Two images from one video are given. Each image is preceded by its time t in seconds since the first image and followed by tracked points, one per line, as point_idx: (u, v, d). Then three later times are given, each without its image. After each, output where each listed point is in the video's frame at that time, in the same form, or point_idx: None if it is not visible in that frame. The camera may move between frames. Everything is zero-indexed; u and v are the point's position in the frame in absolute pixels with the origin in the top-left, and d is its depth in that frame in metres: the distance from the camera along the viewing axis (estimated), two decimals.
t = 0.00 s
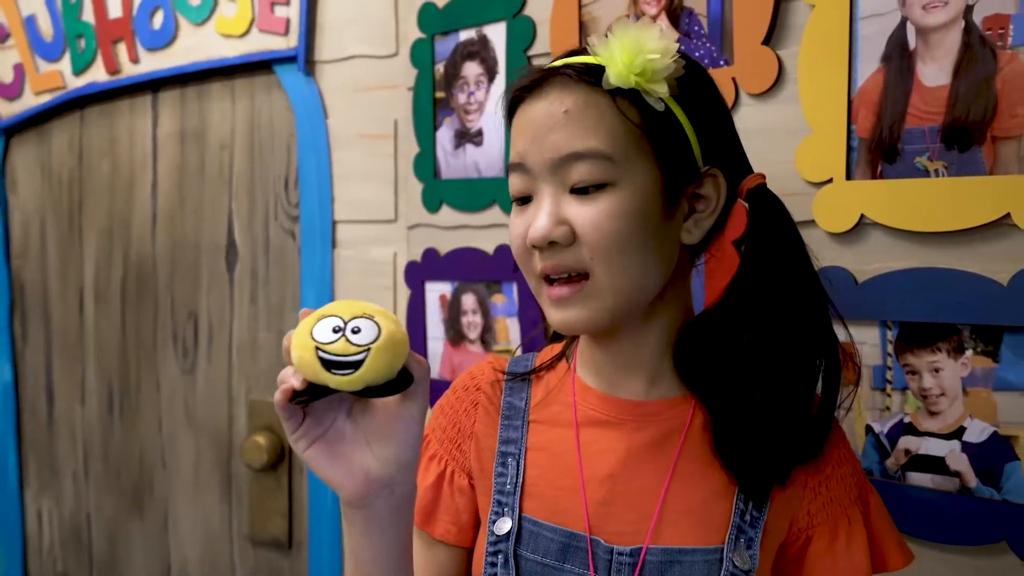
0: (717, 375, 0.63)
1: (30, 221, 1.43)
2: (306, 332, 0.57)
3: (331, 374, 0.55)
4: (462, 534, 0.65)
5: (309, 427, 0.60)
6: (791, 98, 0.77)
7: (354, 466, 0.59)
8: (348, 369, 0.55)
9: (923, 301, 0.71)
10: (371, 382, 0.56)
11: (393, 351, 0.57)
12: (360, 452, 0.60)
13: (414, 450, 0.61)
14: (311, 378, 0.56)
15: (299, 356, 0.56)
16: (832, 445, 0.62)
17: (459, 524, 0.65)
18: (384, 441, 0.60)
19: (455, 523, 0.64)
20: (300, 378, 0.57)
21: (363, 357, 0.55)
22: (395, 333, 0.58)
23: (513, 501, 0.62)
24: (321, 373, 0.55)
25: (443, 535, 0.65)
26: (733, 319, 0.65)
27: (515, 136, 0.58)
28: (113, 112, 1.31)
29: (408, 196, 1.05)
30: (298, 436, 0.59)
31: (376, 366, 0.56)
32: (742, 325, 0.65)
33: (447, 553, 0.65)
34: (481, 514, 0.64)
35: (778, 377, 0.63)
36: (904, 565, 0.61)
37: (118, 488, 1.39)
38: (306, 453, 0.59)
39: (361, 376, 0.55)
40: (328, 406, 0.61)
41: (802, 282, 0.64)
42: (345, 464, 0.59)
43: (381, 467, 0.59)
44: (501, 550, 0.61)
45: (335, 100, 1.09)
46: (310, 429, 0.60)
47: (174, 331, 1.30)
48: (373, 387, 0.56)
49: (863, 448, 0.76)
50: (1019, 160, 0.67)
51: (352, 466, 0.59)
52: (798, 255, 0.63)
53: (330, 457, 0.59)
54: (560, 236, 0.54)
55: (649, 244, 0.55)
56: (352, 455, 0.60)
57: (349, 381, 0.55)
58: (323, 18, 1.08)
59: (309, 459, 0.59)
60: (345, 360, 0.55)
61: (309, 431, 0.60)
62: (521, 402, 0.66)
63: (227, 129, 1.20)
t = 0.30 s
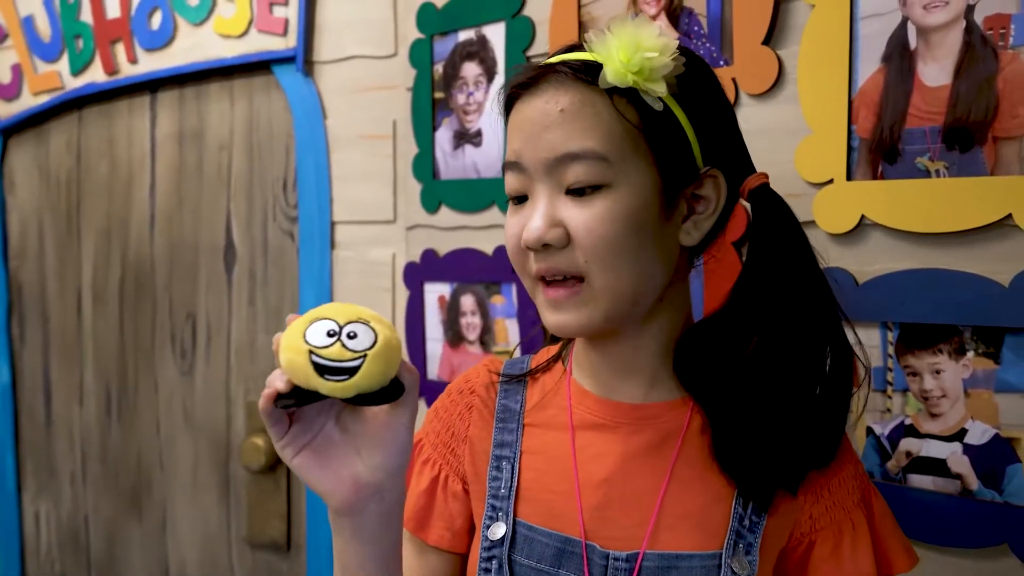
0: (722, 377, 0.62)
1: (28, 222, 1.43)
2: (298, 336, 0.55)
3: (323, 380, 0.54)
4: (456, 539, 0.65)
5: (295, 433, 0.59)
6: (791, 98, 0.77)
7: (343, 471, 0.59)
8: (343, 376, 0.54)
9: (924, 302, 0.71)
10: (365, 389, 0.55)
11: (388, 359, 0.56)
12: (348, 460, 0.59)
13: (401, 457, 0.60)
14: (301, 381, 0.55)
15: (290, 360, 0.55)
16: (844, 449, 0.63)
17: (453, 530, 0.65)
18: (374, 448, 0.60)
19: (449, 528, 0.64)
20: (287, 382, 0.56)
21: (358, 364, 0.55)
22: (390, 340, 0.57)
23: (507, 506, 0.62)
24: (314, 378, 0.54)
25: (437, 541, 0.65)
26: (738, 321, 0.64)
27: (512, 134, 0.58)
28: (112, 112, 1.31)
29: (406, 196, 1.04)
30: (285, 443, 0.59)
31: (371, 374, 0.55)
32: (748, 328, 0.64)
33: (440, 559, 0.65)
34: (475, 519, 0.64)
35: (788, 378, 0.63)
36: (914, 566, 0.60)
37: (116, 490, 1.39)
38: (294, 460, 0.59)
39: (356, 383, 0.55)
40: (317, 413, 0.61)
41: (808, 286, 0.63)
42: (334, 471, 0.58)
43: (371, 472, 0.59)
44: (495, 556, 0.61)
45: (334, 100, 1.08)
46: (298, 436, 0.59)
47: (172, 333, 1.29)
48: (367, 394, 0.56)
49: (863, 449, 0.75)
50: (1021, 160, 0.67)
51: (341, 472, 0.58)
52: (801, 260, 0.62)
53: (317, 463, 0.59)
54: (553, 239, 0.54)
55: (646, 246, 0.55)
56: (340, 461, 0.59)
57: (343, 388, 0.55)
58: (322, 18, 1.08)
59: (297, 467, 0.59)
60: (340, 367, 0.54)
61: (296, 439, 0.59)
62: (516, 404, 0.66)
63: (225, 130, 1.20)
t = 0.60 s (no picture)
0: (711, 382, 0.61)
1: (24, 223, 1.42)
2: (286, 347, 0.54)
3: (318, 392, 0.53)
4: (453, 551, 0.64)
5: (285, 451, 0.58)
6: (794, 99, 0.76)
7: (334, 487, 0.58)
8: (338, 386, 0.53)
9: (924, 307, 0.70)
10: (360, 398, 0.55)
11: (380, 365, 0.55)
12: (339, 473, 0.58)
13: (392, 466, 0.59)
14: (294, 394, 0.54)
15: (281, 375, 0.54)
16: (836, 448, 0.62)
17: (449, 542, 0.64)
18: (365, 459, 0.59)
19: (446, 540, 0.63)
20: (281, 403, 0.55)
21: (353, 372, 0.54)
22: (381, 347, 0.56)
23: (504, 517, 0.61)
24: (310, 392, 0.53)
25: (433, 554, 0.64)
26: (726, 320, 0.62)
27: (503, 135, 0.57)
28: (109, 113, 1.30)
29: (405, 197, 1.03)
30: (275, 460, 0.57)
31: (365, 381, 0.54)
32: (742, 327, 0.63)
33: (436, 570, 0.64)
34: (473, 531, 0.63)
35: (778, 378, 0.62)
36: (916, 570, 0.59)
37: (112, 493, 1.38)
38: (283, 477, 0.57)
39: (351, 392, 0.54)
40: (303, 430, 0.59)
41: (802, 289, 0.62)
42: (325, 487, 0.57)
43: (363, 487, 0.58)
44: (493, 568, 0.60)
45: (332, 101, 1.08)
46: (287, 452, 0.58)
47: (170, 335, 1.29)
48: (362, 404, 0.55)
49: (867, 456, 0.74)
50: None
51: (333, 487, 0.58)
52: (795, 262, 0.61)
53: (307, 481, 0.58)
54: (552, 236, 0.53)
55: (643, 243, 0.54)
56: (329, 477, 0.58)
57: (340, 399, 0.54)
58: (320, 19, 1.07)
59: (286, 484, 0.58)
60: (334, 377, 0.53)
61: (285, 455, 0.58)
62: (510, 413, 0.65)
63: (223, 131, 1.19)
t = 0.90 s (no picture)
0: (719, 390, 0.61)
1: (22, 224, 1.41)
2: (320, 334, 0.65)
3: (348, 377, 0.64)
4: (450, 555, 0.63)
5: (303, 437, 0.72)
6: (796, 100, 0.75)
7: (347, 477, 0.72)
8: (369, 372, 0.65)
9: (927, 309, 0.70)
10: (389, 383, 0.66)
11: (407, 354, 0.67)
12: (354, 462, 0.73)
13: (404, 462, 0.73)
14: (323, 378, 0.65)
15: (315, 357, 0.64)
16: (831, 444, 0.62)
17: (446, 546, 0.63)
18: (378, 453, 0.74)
19: (443, 544, 0.63)
20: (307, 389, 0.66)
21: (382, 360, 0.65)
22: (409, 338, 0.68)
23: (504, 520, 0.60)
24: (341, 376, 0.64)
25: (429, 558, 0.63)
26: (719, 330, 0.63)
27: (541, 125, 0.54)
28: (107, 114, 1.30)
29: (404, 199, 1.03)
30: (293, 447, 0.72)
31: (393, 369, 0.65)
32: (745, 338, 0.63)
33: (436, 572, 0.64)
34: (472, 535, 0.62)
35: (781, 386, 0.62)
36: (906, 567, 0.59)
37: (111, 496, 1.37)
38: (299, 461, 0.72)
39: (381, 378, 0.65)
40: (323, 417, 0.74)
41: (799, 292, 0.63)
42: (338, 476, 0.72)
43: (376, 477, 0.72)
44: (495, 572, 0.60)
45: (331, 102, 1.07)
46: (304, 441, 0.72)
47: (169, 337, 1.28)
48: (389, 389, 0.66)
49: (870, 461, 0.74)
50: None
51: (348, 476, 0.72)
52: (792, 268, 0.63)
53: (324, 466, 0.72)
54: (608, 240, 0.51)
55: (684, 254, 0.54)
56: (346, 464, 0.73)
57: (370, 383, 0.65)
58: (320, 20, 1.06)
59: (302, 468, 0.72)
60: (366, 363, 0.64)
61: (302, 444, 0.72)
62: (507, 416, 0.64)
63: (222, 132, 1.18)
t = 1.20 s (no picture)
0: (721, 394, 0.62)
1: (19, 224, 1.41)
2: (314, 326, 0.60)
3: (343, 372, 0.59)
4: (447, 559, 0.63)
5: (297, 434, 0.63)
6: (796, 98, 0.74)
7: (345, 476, 0.63)
8: (364, 366, 0.59)
9: (927, 309, 0.69)
10: (385, 378, 0.60)
11: (405, 347, 0.61)
12: (351, 457, 0.65)
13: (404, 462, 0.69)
14: (316, 373, 0.60)
15: (308, 350, 0.59)
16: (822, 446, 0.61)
17: (442, 550, 0.62)
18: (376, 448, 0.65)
19: (439, 548, 0.62)
20: (300, 384, 0.61)
21: (378, 353, 0.59)
22: (405, 330, 0.62)
23: (509, 523, 0.59)
24: (336, 370, 0.59)
25: (425, 562, 0.63)
26: (711, 337, 0.65)
27: (587, 111, 0.54)
28: (103, 114, 1.29)
29: (401, 199, 1.02)
30: (287, 442, 0.63)
31: (390, 363, 0.60)
32: (751, 341, 0.64)
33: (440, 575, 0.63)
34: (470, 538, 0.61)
35: (780, 387, 0.63)
36: (894, 564, 0.60)
37: (107, 498, 1.37)
38: (293, 458, 0.63)
39: (377, 372, 0.60)
40: (316, 414, 0.65)
41: (795, 293, 0.64)
42: (335, 474, 0.63)
43: (374, 474, 0.64)
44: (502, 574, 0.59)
45: (328, 101, 1.07)
46: (299, 436, 0.63)
47: (164, 338, 1.27)
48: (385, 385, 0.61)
49: (871, 462, 0.73)
50: None
51: (346, 475, 0.63)
52: (781, 273, 0.64)
53: (319, 464, 0.63)
54: (666, 228, 0.51)
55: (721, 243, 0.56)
56: (341, 461, 0.64)
57: (367, 377, 0.59)
58: (316, 19, 1.06)
59: (297, 466, 0.63)
60: (361, 357, 0.59)
61: (297, 439, 0.63)
62: (507, 416, 0.63)
63: (218, 132, 1.18)
